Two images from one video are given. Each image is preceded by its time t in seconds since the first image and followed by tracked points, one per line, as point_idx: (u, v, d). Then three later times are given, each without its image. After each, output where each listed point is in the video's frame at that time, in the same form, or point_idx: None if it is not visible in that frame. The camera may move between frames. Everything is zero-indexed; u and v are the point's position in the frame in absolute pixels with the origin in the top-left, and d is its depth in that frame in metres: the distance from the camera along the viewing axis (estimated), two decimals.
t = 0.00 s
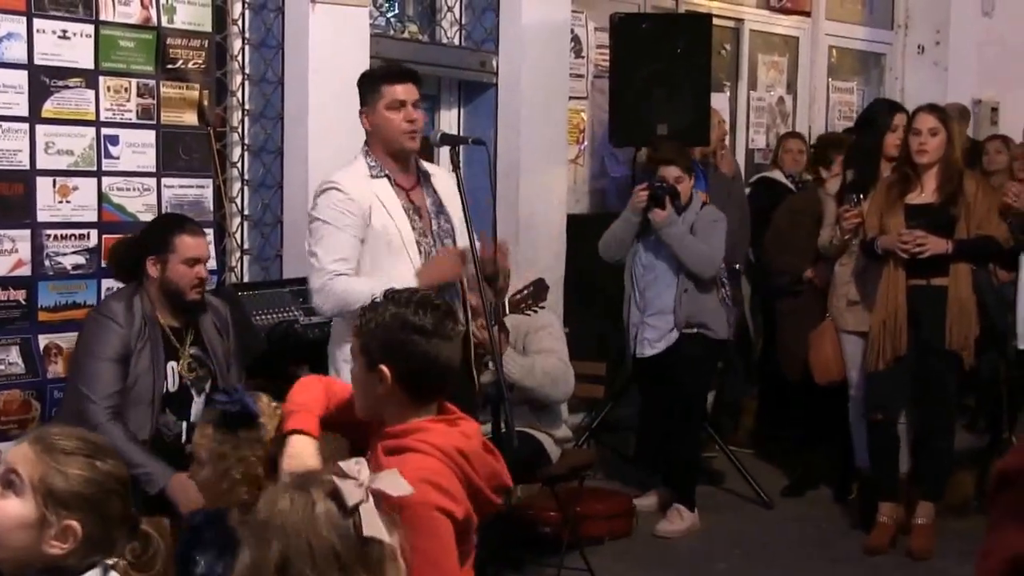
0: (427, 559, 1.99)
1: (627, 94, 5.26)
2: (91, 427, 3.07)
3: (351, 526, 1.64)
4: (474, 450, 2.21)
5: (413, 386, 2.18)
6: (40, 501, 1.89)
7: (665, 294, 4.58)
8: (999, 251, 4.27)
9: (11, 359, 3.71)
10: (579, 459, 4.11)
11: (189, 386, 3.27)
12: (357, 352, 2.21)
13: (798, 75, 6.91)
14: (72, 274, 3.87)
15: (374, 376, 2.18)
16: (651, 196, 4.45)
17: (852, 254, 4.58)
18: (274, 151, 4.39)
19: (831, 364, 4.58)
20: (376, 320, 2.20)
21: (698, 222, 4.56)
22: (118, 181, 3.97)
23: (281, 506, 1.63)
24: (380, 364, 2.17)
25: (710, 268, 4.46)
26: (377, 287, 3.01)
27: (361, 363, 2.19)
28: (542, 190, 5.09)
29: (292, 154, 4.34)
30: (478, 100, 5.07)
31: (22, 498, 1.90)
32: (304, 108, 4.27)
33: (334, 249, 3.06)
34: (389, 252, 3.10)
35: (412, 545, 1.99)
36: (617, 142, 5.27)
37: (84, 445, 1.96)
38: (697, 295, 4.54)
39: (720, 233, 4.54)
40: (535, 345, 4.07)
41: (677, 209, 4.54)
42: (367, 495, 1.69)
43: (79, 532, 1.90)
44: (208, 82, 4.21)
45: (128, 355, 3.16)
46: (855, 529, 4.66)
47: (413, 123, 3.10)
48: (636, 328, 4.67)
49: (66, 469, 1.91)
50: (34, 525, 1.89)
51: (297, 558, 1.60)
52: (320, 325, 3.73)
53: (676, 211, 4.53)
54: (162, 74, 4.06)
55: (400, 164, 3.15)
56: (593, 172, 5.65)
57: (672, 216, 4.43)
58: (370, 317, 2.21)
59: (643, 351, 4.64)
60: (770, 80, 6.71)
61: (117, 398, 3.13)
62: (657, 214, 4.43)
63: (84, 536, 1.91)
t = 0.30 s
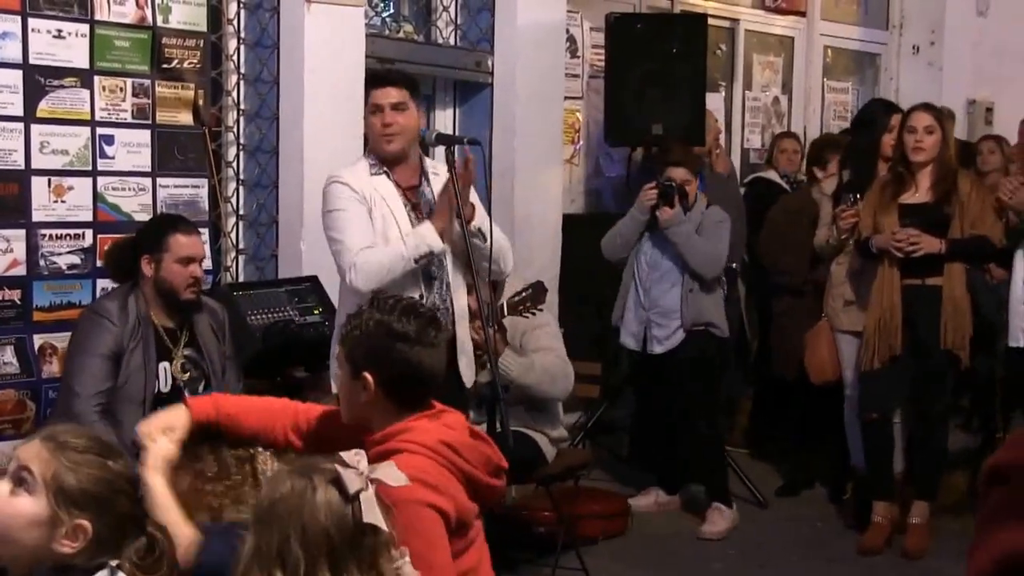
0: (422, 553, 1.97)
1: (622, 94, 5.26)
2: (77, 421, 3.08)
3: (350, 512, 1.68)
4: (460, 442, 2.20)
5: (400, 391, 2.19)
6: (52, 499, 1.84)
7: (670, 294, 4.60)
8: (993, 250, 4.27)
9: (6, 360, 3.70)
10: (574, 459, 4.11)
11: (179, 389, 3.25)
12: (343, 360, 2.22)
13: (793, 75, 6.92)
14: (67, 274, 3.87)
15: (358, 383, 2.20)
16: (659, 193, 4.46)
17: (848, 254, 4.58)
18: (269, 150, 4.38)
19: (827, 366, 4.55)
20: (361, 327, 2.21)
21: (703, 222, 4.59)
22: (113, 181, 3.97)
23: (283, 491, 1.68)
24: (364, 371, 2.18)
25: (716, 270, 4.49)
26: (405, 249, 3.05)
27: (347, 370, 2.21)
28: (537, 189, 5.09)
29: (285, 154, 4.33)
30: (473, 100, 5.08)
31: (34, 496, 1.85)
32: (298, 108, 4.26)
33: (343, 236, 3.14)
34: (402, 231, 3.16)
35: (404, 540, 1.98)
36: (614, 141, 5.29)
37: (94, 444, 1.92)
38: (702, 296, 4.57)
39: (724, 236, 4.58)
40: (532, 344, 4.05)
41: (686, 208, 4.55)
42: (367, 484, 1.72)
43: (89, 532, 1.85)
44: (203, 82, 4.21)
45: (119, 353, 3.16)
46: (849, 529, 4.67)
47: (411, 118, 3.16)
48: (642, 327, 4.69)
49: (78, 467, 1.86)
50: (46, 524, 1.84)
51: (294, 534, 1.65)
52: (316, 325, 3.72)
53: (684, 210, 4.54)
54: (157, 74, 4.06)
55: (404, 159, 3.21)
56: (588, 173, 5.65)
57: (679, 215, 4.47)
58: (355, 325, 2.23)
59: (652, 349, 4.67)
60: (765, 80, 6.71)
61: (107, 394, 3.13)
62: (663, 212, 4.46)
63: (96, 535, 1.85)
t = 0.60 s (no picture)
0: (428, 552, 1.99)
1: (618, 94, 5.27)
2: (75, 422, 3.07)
3: (335, 500, 1.64)
4: (455, 435, 2.20)
5: (386, 391, 2.20)
6: (53, 500, 1.81)
7: (691, 295, 4.65)
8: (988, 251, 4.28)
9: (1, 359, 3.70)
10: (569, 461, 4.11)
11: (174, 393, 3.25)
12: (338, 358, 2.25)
13: (788, 75, 6.93)
14: (62, 273, 3.87)
15: (347, 381, 2.22)
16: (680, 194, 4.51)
17: (843, 253, 4.59)
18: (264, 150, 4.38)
19: (823, 365, 4.55)
20: (352, 328, 2.24)
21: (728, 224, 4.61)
22: (107, 180, 3.96)
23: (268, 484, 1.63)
24: (350, 371, 2.21)
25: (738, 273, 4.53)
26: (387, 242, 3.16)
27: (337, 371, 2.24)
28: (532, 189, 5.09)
29: (280, 154, 4.32)
30: (469, 100, 5.08)
31: (35, 497, 1.81)
32: (293, 108, 4.26)
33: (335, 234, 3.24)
34: (389, 226, 3.27)
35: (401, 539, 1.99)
36: (609, 141, 5.30)
37: (95, 446, 1.89)
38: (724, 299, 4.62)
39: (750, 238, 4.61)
40: (531, 345, 4.02)
41: (710, 210, 4.58)
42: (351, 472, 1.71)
43: (92, 534, 1.81)
44: (199, 82, 4.21)
45: (114, 355, 3.15)
46: (844, 529, 4.67)
47: (406, 125, 3.24)
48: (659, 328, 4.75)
49: (80, 469, 1.83)
50: (47, 525, 1.80)
51: (283, 525, 1.60)
52: (312, 324, 3.73)
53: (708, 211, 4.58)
54: (153, 74, 4.05)
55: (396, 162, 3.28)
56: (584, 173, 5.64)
57: (701, 216, 4.50)
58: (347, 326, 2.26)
59: (668, 352, 4.73)
60: (761, 80, 6.72)
61: (102, 396, 3.12)
62: (685, 212, 4.50)
63: (97, 537, 1.82)
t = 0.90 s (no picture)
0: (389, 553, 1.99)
1: (613, 93, 5.28)
2: (87, 418, 3.04)
3: (329, 497, 1.67)
4: (442, 440, 2.19)
5: (388, 388, 2.26)
6: (56, 500, 1.80)
7: (706, 297, 4.62)
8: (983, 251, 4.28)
9: None
10: (565, 460, 4.11)
11: (172, 389, 3.24)
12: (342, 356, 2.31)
13: (783, 75, 6.94)
14: (58, 273, 3.86)
15: (352, 381, 2.28)
16: (698, 196, 4.45)
17: (839, 253, 4.60)
18: (260, 149, 4.38)
19: (819, 365, 4.57)
20: (352, 328, 2.28)
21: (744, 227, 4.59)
22: (103, 180, 3.96)
23: (260, 483, 1.67)
24: (356, 372, 2.26)
25: (756, 275, 4.52)
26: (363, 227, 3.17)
27: (342, 372, 2.29)
28: (526, 189, 5.09)
29: (277, 153, 4.34)
30: (465, 99, 5.07)
31: (39, 497, 1.81)
32: (289, 107, 4.27)
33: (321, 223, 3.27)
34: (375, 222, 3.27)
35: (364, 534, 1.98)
36: (604, 141, 5.30)
37: (105, 448, 1.87)
38: (736, 303, 4.63)
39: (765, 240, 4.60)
40: (526, 344, 4.03)
41: (728, 212, 4.54)
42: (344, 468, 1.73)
43: (93, 535, 1.79)
44: (195, 82, 4.20)
45: (120, 351, 3.13)
46: (839, 529, 4.68)
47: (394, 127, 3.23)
48: (671, 327, 4.72)
49: (85, 470, 1.82)
50: (49, 525, 1.79)
51: (273, 522, 1.65)
52: (309, 324, 3.72)
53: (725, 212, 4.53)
54: (148, 73, 4.05)
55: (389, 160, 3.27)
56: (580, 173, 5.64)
57: (722, 218, 4.44)
58: (349, 323, 2.31)
59: (676, 352, 4.68)
60: (756, 81, 6.73)
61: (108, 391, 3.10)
62: (707, 214, 4.43)
63: (99, 539, 1.80)
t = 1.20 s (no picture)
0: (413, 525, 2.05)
1: (609, 93, 5.28)
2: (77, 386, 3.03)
3: (333, 496, 1.67)
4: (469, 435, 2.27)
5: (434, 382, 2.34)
6: (56, 507, 1.77)
7: (709, 297, 4.61)
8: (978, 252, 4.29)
9: None
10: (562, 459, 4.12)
11: (170, 377, 3.24)
12: (384, 362, 2.27)
13: (780, 76, 6.94)
14: (54, 273, 3.85)
15: (411, 377, 2.29)
16: (706, 196, 4.48)
17: (836, 253, 4.60)
18: (257, 149, 4.37)
19: (816, 365, 4.58)
20: (394, 331, 2.28)
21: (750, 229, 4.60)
22: (100, 179, 3.95)
23: (264, 478, 1.68)
24: (422, 367, 2.29)
25: (760, 278, 4.55)
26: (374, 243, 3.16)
27: (395, 369, 2.27)
28: (523, 188, 5.09)
29: (273, 153, 4.33)
30: (462, 98, 5.07)
31: (39, 504, 1.78)
32: (285, 107, 4.26)
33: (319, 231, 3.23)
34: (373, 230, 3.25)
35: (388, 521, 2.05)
36: (602, 142, 5.29)
37: (107, 456, 1.86)
38: (739, 306, 4.66)
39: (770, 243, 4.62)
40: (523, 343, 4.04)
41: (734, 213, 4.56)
42: (349, 467, 1.73)
43: (94, 542, 1.77)
44: (191, 81, 4.20)
45: (117, 332, 3.13)
46: (835, 529, 4.68)
47: (386, 131, 3.22)
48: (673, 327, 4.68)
49: (86, 477, 1.80)
50: (49, 532, 1.77)
51: (275, 518, 1.65)
52: (306, 324, 3.73)
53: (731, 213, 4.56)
54: (145, 73, 4.05)
55: (387, 160, 3.25)
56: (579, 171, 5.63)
57: (728, 219, 4.46)
58: (375, 331, 2.28)
59: (677, 353, 4.65)
60: (752, 81, 6.73)
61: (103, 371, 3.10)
62: (713, 215, 4.45)
63: (100, 545, 1.78)
